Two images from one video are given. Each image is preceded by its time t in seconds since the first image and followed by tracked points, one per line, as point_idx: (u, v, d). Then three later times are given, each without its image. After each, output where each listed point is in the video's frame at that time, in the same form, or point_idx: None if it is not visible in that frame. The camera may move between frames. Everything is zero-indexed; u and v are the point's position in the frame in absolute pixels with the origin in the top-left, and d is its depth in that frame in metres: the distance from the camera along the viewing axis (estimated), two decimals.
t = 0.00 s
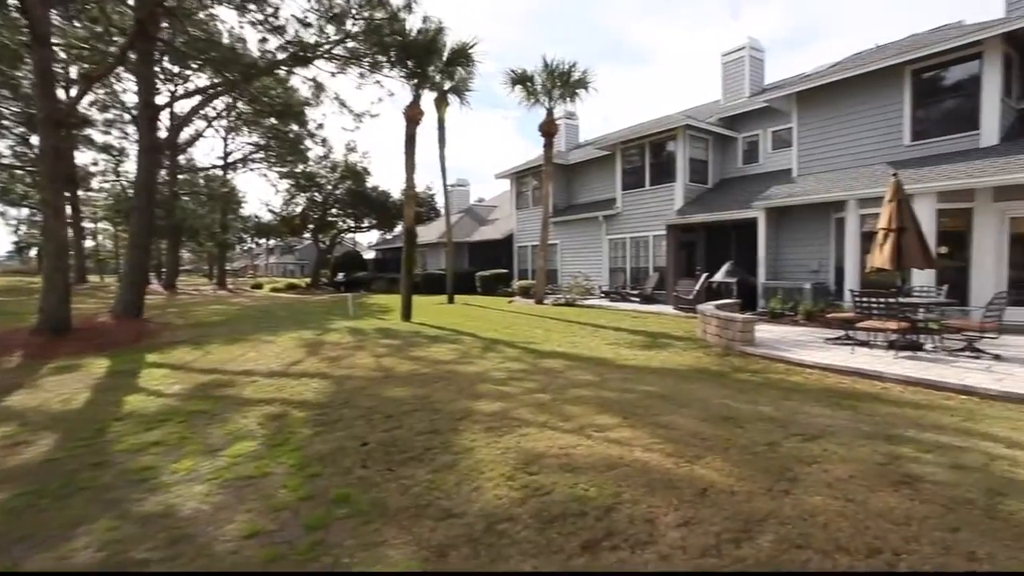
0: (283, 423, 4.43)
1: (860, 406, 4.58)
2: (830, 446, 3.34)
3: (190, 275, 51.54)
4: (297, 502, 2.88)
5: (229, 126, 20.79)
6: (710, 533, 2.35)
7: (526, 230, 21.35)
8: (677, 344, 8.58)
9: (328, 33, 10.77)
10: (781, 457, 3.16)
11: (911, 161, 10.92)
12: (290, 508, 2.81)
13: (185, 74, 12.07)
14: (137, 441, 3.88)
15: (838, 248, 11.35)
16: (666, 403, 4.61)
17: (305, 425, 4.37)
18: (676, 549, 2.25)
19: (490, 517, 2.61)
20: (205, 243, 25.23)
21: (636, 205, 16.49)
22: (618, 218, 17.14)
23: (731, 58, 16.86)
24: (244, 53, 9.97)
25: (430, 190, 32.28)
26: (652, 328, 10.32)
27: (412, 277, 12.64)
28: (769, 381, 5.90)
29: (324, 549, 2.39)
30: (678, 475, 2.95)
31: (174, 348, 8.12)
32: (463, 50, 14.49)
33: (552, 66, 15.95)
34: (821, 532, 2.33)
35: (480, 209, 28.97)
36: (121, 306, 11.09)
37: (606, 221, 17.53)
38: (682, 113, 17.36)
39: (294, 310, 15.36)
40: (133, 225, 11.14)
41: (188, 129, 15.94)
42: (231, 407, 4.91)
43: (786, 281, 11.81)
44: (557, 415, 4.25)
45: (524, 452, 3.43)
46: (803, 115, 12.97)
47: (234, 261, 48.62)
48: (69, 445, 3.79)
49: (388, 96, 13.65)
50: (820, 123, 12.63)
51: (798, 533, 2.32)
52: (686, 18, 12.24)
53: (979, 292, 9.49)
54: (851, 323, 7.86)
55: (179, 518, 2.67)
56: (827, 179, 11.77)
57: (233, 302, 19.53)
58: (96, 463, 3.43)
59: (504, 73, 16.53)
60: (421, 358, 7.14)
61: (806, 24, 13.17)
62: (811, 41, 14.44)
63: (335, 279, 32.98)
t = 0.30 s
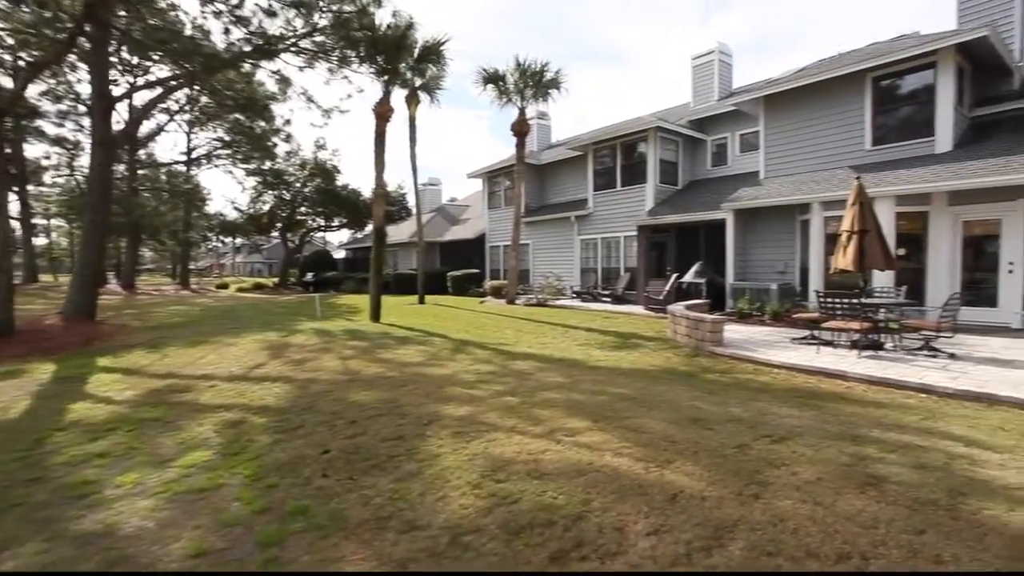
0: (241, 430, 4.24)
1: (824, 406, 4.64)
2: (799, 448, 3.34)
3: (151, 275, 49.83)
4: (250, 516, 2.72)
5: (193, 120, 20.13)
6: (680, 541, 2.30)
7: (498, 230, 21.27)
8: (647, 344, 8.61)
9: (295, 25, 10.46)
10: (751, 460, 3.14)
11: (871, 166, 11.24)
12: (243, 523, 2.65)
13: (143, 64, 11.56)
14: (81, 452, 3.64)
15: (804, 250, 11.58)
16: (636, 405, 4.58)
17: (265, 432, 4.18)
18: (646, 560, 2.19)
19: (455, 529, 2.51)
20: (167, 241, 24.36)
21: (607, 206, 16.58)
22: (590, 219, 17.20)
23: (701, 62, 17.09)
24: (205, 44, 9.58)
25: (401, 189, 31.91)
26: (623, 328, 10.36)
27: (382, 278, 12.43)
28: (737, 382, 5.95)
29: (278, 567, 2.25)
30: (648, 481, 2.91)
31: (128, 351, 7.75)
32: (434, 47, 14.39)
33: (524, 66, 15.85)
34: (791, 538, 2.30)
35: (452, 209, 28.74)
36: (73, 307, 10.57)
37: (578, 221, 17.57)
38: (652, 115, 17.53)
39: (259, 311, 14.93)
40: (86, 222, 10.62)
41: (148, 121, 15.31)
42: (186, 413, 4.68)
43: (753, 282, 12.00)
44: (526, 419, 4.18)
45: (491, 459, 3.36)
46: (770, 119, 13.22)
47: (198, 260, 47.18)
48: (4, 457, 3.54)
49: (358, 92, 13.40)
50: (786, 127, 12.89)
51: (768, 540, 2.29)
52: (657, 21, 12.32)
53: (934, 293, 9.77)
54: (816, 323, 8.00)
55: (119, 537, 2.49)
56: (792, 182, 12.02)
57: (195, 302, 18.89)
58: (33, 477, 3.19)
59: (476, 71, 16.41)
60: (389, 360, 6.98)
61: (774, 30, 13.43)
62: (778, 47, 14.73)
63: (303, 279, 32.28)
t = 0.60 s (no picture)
0: (190, 438, 4.00)
1: (791, 409, 4.66)
2: (768, 452, 3.32)
3: (106, 272, 47.81)
4: (194, 533, 2.53)
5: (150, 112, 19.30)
6: (651, 554, 2.21)
7: (468, 230, 21.09)
8: (616, 346, 8.60)
9: (257, 14, 10.06)
10: (721, 466, 3.10)
11: (832, 172, 11.52)
12: (185, 541, 2.45)
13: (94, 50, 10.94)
14: (9, 466, 3.34)
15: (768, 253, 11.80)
16: (605, 408, 4.52)
17: (216, 439, 3.95)
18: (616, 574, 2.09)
19: (416, 543, 2.38)
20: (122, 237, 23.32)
21: (577, 207, 16.59)
22: (560, 220, 17.19)
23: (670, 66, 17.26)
24: (161, 30, 9.12)
25: (370, 187, 31.37)
26: (592, 329, 10.34)
27: (348, 277, 12.12)
28: (704, 384, 5.96)
29: None
30: (618, 489, 2.83)
31: (73, 353, 7.29)
32: (403, 42, 13.94)
33: (495, 65, 15.72)
34: (763, 548, 2.24)
35: (421, 208, 28.36)
36: (14, 306, 9.94)
37: (548, 222, 17.55)
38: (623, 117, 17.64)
39: (218, 311, 14.37)
40: (29, 216, 9.99)
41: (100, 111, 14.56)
42: (130, 420, 4.39)
43: (719, 284, 12.17)
44: (492, 424, 4.07)
45: (456, 467, 3.23)
46: (736, 123, 13.43)
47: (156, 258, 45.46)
48: None
49: (325, 86, 13.05)
50: (752, 132, 13.12)
51: (740, 551, 2.23)
52: (627, 25, 12.38)
53: (891, 296, 10.07)
54: (780, 326, 8.12)
55: (42, 562, 2.27)
56: (757, 186, 12.24)
57: (151, 301, 18.10)
58: None
59: (447, 69, 16.22)
60: (353, 363, 6.76)
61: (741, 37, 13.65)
62: (744, 53, 15.00)
63: (268, 278, 31.42)
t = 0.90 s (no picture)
0: (131, 447, 3.69)
1: (764, 415, 4.61)
2: (746, 463, 3.24)
3: (57, 265, 45.60)
4: (125, 560, 2.26)
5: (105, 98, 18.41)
6: None
7: (439, 229, 20.80)
8: (588, 348, 8.50)
9: None
10: (699, 478, 2.99)
11: (800, 178, 11.70)
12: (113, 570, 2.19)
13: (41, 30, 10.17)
14: None
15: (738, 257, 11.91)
16: (578, 415, 4.39)
17: (161, 449, 3.65)
18: None
19: (377, 568, 2.18)
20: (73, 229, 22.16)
21: (550, 208, 16.51)
22: (532, 220, 17.07)
23: (643, 69, 17.33)
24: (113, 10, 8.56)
25: (339, 182, 30.71)
26: (563, 331, 10.24)
27: (314, 275, 11.72)
28: (676, 388, 5.90)
29: None
30: (593, 505, 2.69)
31: (9, 353, 6.78)
32: (374, 34, 13.70)
33: (469, 62, 15.50)
34: (748, 569, 2.12)
35: (391, 205, 27.91)
36: None
37: (520, 222, 17.41)
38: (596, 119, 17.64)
39: (175, 308, 13.73)
40: None
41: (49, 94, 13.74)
42: (65, 428, 4.03)
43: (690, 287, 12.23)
44: (461, 432, 3.88)
45: (422, 480, 3.04)
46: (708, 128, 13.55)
47: (112, 251, 43.59)
48: None
49: (293, 77, 12.59)
50: (722, 137, 13.25)
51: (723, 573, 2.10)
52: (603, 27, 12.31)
53: (854, 301, 10.25)
54: (750, 330, 8.16)
55: None
56: (727, 191, 12.36)
57: (103, 297, 17.21)
58: None
59: (419, 64, 15.91)
60: (316, 364, 6.46)
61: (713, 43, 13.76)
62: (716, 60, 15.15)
63: (231, 274, 30.42)
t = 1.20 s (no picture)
0: (95, 461, 3.45)
1: (760, 423, 4.50)
2: (746, 475, 3.11)
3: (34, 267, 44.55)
4: None
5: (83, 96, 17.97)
6: None
7: (426, 230, 20.57)
8: (578, 352, 8.36)
9: None
10: (700, 492, 2.86)
11: (788, 182, 11.68)
12: None
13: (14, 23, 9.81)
14: None
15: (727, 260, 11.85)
16: (570, 423, 4.23)
17: (126, 463, 3.43)
18: None
19: None
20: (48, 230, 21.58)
21: (538, 210, 16.37)
22: (520, 222, 16.91)
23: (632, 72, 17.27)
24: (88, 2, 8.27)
25: (324, 183, 30.32)
26: (552, 335, 10.08)
27: (297, 277, 11.44)
28: (669, 394, 5.77)
29: None
30: (589, 523, 2.53)
31: None
32: (360, 31, 13.28)
33: (457, 62, 15.32)
34: None
35: (378, 207, 27.59)
36: None
37: (508, 224, 17.25)
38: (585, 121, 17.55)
39: (154, 311, 13.36)
40: None
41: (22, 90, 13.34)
42: (24, 441, 3.78)
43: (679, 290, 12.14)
44: (448, 443, 3.70)
45: (406, 496, 2.86)
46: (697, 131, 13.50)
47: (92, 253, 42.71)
48: None
49: (277, 73, 12.30)
50: (711, 139, 13.20)
51: None
52: (593, 30, 12.23)
53: (843, 304, 10.23)
54: (741, 334, 8.08)
55: None
56: (716, 193, 12.32)
57: (79, 300, 16.73)
58: None
59: (406, 64, 15.71)
60: (297, 370, 6.23)
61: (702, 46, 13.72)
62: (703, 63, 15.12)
63: (214, 276, 29.88)
